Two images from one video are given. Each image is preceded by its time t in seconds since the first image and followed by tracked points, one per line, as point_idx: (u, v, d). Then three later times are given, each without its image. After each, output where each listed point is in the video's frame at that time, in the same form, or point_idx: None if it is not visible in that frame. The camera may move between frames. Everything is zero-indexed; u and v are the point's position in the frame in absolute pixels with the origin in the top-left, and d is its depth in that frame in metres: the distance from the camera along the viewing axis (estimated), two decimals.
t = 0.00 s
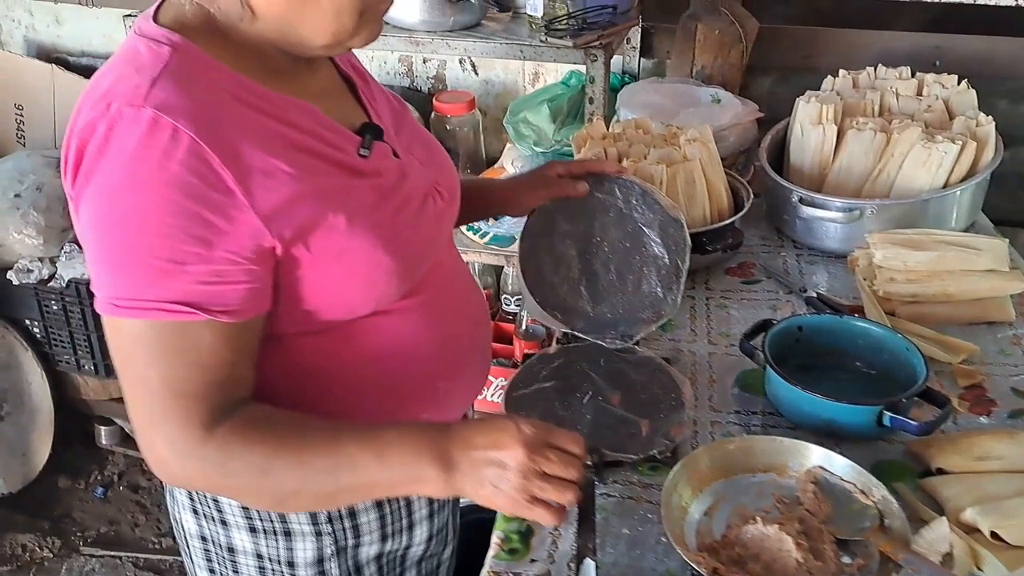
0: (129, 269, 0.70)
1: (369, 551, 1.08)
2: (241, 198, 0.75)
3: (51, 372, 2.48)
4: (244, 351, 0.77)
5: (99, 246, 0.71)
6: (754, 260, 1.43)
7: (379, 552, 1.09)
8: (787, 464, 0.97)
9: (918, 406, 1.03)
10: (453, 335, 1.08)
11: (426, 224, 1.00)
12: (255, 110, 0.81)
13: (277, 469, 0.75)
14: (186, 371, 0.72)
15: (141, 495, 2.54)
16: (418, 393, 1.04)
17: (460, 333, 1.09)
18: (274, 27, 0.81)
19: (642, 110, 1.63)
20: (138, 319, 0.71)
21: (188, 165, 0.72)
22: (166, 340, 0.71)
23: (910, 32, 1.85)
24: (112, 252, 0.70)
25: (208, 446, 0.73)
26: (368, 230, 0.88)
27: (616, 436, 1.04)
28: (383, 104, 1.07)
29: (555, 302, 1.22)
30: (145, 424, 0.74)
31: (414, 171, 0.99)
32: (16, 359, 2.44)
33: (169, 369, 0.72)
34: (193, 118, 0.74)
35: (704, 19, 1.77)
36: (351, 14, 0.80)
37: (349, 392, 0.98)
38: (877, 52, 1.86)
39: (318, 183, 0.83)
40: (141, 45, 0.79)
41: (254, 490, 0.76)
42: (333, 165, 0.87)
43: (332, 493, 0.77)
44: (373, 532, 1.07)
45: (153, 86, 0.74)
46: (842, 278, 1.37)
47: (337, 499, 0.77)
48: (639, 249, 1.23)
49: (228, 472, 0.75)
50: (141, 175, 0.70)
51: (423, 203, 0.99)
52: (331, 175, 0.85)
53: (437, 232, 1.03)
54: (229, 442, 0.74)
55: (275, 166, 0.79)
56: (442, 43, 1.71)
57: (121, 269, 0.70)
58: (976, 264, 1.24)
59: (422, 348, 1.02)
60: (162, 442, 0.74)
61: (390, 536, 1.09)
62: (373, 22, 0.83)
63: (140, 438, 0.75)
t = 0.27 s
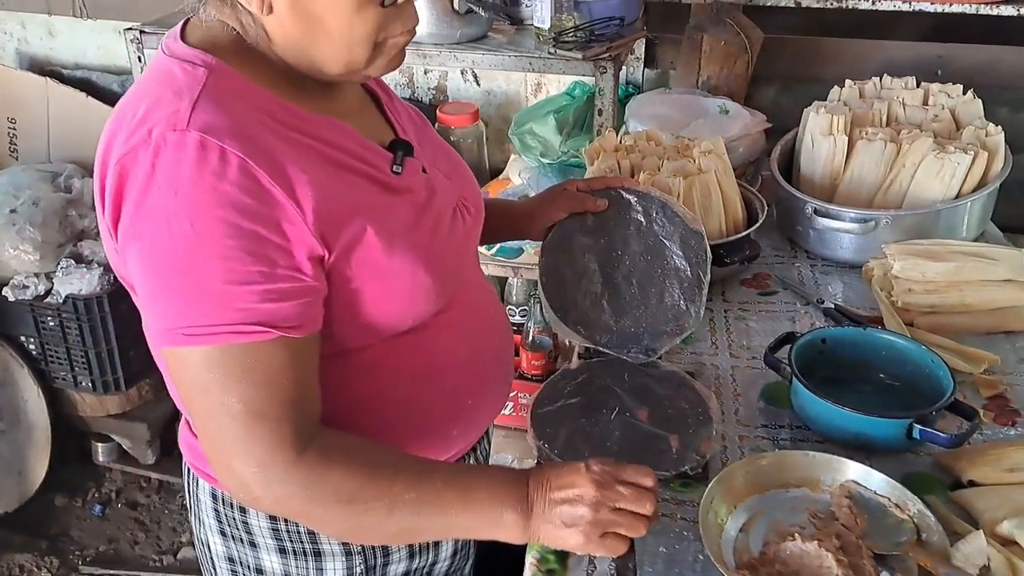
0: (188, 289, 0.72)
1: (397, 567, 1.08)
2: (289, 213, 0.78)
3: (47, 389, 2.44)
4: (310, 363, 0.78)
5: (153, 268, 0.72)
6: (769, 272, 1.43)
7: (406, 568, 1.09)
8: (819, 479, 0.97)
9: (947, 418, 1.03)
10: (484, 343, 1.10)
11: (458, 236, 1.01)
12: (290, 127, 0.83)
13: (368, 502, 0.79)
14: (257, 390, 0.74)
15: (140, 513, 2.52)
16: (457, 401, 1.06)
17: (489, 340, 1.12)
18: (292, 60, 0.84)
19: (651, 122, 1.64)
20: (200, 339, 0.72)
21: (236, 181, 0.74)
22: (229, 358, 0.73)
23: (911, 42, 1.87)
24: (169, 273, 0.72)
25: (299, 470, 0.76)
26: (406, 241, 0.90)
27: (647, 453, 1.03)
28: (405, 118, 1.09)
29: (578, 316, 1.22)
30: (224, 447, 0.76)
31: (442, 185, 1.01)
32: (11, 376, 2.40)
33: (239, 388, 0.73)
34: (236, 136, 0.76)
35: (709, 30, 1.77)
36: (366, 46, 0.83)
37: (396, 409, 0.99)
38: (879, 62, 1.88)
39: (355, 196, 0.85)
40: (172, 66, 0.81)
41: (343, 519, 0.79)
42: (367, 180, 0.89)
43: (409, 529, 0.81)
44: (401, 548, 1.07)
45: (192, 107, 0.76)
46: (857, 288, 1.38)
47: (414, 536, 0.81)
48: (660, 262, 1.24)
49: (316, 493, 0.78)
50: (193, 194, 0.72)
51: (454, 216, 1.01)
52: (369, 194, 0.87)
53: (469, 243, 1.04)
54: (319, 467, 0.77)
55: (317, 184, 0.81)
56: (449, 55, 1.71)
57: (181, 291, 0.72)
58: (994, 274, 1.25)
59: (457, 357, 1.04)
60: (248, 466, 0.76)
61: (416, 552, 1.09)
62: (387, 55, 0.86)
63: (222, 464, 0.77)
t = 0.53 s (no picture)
0: (200, 293, 0.70)
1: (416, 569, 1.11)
2: (301, 219, 0.76)
3: (41, 409, 2.41)
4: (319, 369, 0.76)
5: (167, 275, 0.71)
6: (775, 279, 1.44)
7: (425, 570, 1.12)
8: (839, 485, 0.98)
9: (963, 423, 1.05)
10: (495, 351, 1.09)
11: (468, 243, 1.00)
12: (306, 136, 0.82)
13: (361, 518, 0.76)
14: (262, 394, 0.72)
15: (137, 532, 2.50)
16: (462, 408, 1.04)
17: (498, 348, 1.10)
18: (293, 76, 0.84)
19: (653, 132, 1.64)
20: (210, 345, 0.70)
21: (252, 189, 0.73)
22: (238, 363, 0.71)
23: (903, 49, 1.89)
24: (182, 279, 0.70)
25: (298, 478, 0.74)
26: (417, 248, 0.88)
27: (667, 464, 1.03)
28: (414, 128, 1.08)
29: (591, 326, 1.23)
30: (228, 450, 0.74)
31: (452, 192, 1.00)
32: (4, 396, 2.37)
33: (246, 392, 0.71)
34: (253, 144, 0.75)
35: (706, 39, 1.79)
36: (358, 67, 0.83)
37: (400, 414, 0.97)
38: (873, 69, 1.90)
39: (368, 203, 0.84)
40: (189, 76, 0.80)
41: (334, 531, 0.77)
42: (380, 188, 0.87)
43: (391, 550, 0.78)
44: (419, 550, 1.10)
45: (211, 116, 0.75)
46: (863, 293, 1.39)
47: (398, 557, 0.79)
48: (672, 272, 1.24)
49: (310, 504, 0.75)
50: (208, 201, 0.71)
51: (464, 221, 1.00)
52: (378, 199, 0.86)
53: (478, 251, 1.03)
54: (317, 477, 0.75)
55: (327, 189, 0.79)
56: (449, 68, 1.71)
57: (191, 296, 0.70)
58: (999, 279, 1.27)
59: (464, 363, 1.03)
60: (249, 470, 0.74)
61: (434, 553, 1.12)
62: (380, 76, 0.87)
63: (222, 465, 0.75)
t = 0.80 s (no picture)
0: (220, 290, 0.68)
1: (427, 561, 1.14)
2: (315, 216, 0.75)
3: (36, 427, 2.38)
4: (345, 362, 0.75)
5: (185, 276, 0.70)
6: (779, 283, 1.46)
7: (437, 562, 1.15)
8: (854, 487, 0.99)
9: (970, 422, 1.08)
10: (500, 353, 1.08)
11: (475, 245, 1.00)
12: (314, 138, 0.81)
13: (397, 517, 0.74)
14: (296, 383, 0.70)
15: (136, 548, 2.48)
16: (470, 408, 1.05)
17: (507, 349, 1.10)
18: (299, 89, 0.83)
19: (653, 139, 1.65)
20: (232, 341, 0.69)
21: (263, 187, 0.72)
22: (268, 356, 0.69)
23: (894, 53, 1.92)
24: (200, 279, 0.69)
25: (335, 467, 0.72)
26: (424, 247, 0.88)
27: (684, 469, 1.04)
28: (424, 135, 1.08)
29: (602, 333, 1.24)
30: (265, 445, 0.72)
31: (460, 195, 1.00)
32: None
33: (278, 380, 0.69)
34: (262, 146, 0.75)
35: (702, 46, 1.81)
36: (359, 79, 0.81)
37: (411, 414, 0.98)
38: (866, 73, 1.92)
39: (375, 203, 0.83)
40: (200, 88, 0.80)
41: (368, 527, 0.74)
42: (388, 190, 0.87)
43: (428, 556, 0.76)
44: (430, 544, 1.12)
45: (219, 120, 0.75)
46: (865, 295, 1.41)
47: (429, 566, 0.76)
48: (679, 276, 1.25)
49: (351, 496, 0.73)
50: (221, 200, 0.70)
51: (472, 223, 1.00)
52: (389, 200, 0.86)
53: (485, 252, 1.03)
54: (357, 468, 0.73)
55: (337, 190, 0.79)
56: (448, 78, 1.71)
57: (210, 294, 0.69)
58: (1000, 280, 1.29)
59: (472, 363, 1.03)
60: (290, 464, 0.72)
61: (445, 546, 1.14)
62: (382, 90, 0.84)
63: (260, 461, 0.73)
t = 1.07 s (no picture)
0: (262, 282, 0.72)
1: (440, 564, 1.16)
2: (347, 217, 0.79)
3: (34, 437, 2.36)
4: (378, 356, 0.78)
5: (226, 268, 0.73)
6: (784, 289, 1.47)
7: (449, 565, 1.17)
8: (867, 492, 1.00)
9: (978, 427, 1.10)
10: (515, 356, 1.11)
11: (497, 253, 1.03)
12: (344, 144, 0.85)
13: (428, 518, 0.76)
14: (337, 373, 0.73)
15: (134, 559, 2.47)
16: (490, 408, 1.07)
17: (523, 351, 1.13)
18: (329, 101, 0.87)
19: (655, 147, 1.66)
20: (271, 334, 0.72)
21: (298, 185, 0.76)
22: (310, 345, 0.72)
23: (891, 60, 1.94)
24: (242, 271, 0.73)
25: (369, 466, 0.75)
26: (449, 252, 0.92)
27: (697, 476, 1.04)
28: (447, 147, 1.11)
29: (612, 342, 1.24)
30: (304, 436, 0.74)
31: (484, 205, 1.03)
32: None
33: (315, 376, 0.72)
34: (295, 147, 0.79)
35: (702, 54, 1.84)
36: (385, 96, 0.85)
37: (434, 412, 1.01)
38: (863, 80, 1.94)
39: (402, 205, 0.87)
40: (232, 91, 0.84)
41: (400, 528, 0.77)
42: (415, 195, 0.90)
43: (457, 561, 0.78)
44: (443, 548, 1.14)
45: (253, 120, 0.78)
46: (869, 300, 1.42)
47: (455, 571, 0.78)
48: (687, 283, 1.25)
49: (386, 495, 0.76)
50: (259, 199, 0.74)
51: (494, 232, 1.03)
52: (416, 204, 0.89)
53: (506, 260, 1.06)
54: (393, 467, 0.76)
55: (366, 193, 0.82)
56: (451, 86, 1.73)
57: (250, 287, 0.72)
58: (1004, 284, 1.30)
59: (490, 366, 1.06)
60: (326, 459, 0.74)
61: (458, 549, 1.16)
62: (408, 108, 0.88)
63: (297, 456, 0.76)
